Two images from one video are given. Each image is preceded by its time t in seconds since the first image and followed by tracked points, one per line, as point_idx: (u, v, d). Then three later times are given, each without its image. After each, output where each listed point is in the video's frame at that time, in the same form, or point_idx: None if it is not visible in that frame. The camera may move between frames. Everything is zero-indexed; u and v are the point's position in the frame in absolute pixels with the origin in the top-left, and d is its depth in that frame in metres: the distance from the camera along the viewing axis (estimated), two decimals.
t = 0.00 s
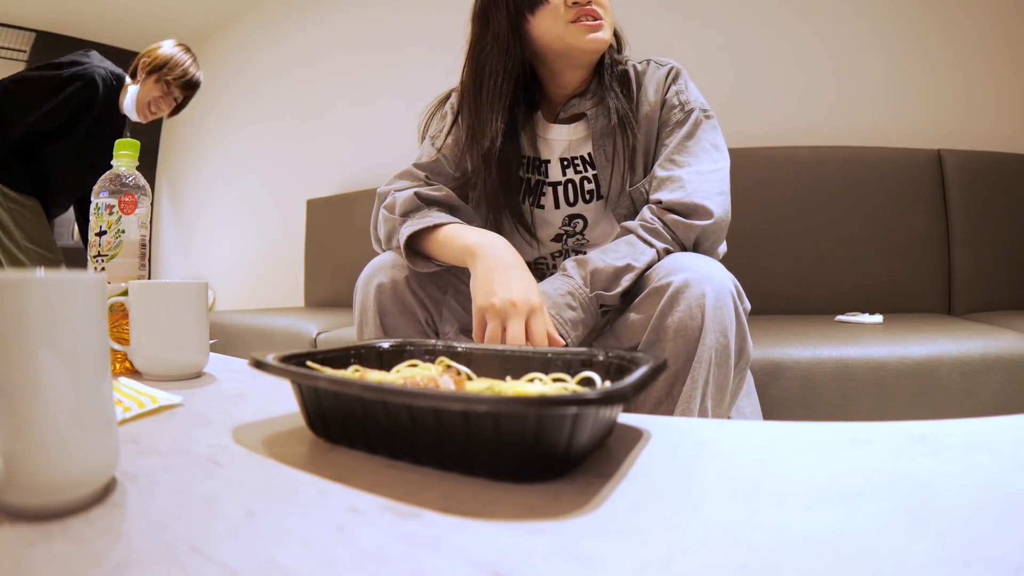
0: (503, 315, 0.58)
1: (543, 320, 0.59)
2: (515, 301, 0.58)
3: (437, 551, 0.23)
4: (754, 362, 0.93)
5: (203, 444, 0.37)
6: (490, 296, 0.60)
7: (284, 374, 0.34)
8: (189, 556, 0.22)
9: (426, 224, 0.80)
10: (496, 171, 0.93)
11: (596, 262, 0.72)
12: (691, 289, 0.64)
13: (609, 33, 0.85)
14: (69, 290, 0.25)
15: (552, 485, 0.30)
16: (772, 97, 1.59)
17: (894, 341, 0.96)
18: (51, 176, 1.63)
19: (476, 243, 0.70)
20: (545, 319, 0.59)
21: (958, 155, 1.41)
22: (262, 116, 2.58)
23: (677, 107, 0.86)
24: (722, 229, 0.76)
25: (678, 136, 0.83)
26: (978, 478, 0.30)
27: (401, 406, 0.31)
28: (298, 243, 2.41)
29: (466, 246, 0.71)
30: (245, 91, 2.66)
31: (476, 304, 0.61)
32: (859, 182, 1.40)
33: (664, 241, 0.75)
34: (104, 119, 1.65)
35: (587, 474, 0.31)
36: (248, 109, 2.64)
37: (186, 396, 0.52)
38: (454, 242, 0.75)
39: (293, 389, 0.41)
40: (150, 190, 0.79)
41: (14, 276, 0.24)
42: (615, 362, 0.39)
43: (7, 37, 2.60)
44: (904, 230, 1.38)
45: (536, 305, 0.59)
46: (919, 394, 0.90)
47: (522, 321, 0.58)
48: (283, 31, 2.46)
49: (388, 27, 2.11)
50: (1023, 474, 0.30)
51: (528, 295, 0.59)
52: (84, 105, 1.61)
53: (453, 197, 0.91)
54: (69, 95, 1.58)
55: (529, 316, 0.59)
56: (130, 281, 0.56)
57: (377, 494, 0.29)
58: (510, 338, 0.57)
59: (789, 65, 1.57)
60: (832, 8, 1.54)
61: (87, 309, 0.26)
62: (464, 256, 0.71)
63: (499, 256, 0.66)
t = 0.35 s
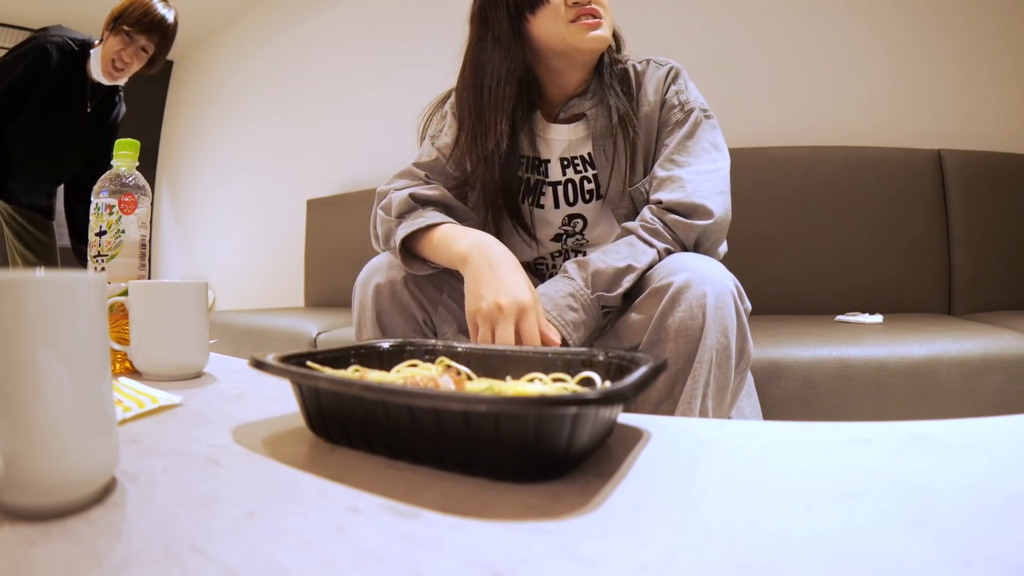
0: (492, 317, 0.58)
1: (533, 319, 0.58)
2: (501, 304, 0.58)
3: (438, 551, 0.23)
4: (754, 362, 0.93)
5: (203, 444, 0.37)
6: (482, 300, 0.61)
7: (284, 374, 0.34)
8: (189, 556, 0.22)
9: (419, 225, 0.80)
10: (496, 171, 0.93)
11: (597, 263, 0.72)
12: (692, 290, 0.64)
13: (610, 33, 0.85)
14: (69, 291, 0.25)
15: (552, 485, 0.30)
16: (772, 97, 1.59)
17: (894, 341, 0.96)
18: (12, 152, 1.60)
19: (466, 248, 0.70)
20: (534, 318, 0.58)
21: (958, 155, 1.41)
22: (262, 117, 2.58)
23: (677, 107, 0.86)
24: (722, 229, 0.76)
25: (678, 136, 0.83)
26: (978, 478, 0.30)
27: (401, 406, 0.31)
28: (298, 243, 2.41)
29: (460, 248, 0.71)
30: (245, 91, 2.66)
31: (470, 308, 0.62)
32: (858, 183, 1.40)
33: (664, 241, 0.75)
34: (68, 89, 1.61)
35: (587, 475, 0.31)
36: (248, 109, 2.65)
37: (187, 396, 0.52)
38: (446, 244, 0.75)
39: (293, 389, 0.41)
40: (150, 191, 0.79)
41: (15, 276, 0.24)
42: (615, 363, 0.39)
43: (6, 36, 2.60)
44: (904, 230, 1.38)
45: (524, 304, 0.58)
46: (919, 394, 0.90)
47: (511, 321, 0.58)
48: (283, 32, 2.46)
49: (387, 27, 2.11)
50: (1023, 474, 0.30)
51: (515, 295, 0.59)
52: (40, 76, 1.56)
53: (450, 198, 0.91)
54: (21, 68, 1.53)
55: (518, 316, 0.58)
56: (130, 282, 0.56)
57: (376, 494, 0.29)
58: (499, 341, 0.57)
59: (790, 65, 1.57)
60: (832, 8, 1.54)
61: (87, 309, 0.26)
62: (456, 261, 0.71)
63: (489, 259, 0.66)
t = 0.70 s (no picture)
0: (491, 319, 0.59)
1: (532, 317, 0.58)
2: (497, 305, 0.58)
3: (437, 551, 0.23)
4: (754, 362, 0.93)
5: (203, 444, 0.37)
6: (481, 301, 0.61)
7: (284, 374, 0.34)
8: (190, 556, 0.22)
9: (418, 224, 0.80)
10: (496, 173, 0.93)
11: (597, 264, 0.72)
12: (692, 290, 0.64)
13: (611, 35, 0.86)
14: (69, 291, 0.25)
15: (552, 485, 0.30)
16: (772, 97, 1.59)
17: (895, 341, 0.96)
18: None
19: (463, 250, 0.70)
20: (532, 316, 0.58)
21: (959, 155, 1.41)
22: (262, 117, 2.58)
23: (677, 107, 0.86)
24: (722, 229, 0.75)
25: (678, 136, 0.83)
26: (978, 478, 0.30)
27: (401, 406, 0.31)
28: (298, 243, 2.41)
29: (456, 251, 0.71)
30: (245, 91, 2.66)
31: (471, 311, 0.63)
32: (859, 183, 1.39)
33: (664, 241, 0.75)
34: None
35: (587, 474, 0.31)
36: (248, 109, 2.65)
37: (187, 396, 0.52)
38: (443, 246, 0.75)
39: (293, 389, 0.41)
40: (150, 190, 0.79)
41: (14, 276, 0.24)
42: (615, 363, 0.39)
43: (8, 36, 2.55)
44: (904, 230, 1.38)
45: (520, 303, 0.58)
46: (919, 394, 0.90)
47: (509, 322, 0.58)
48: (283, 32, 2.46)
49: (388, 27, 2.11)
50: (1022, 474, 0.30)
51: (511, 295, 0.59)
52: None
53: (449, 198, 0.91)
54: None
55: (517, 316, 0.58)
56: (130, 281, 0.56)
57: (376, 494, 0.29)
58: (498, 342, 0.57)
59: (790, 66, 1.58)
60: (831, 8, 1.54)
61: (87, 310, 0.26)
62: (454, 263, 0.71)
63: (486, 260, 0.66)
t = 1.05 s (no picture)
0: (492, 331, 0.59)
1: (533, 330, 0.59)
2: (500, 317, 0.58)
3: (437, 551, 0.23)
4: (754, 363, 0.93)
5: (203, 444, 0.37)
6: (483, 311, 0.61)
7: (284, 374, 0.34)
8: (190, 556, 0.22)
9: (422, 227, 0.79)
10: (496, 174, 0.93)
11: (596, 264, 0.72)
12: (693, 291, 0.64)
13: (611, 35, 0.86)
14: (69, 291, 0.25)
15: (552, 485, 0.30)
16: (773, 97, 1.59)
17: (894, 341, 0.96)
18: None
19: (464, 255, 0.70)
20: (532, 329, 0.59)
21: (958, 155, 1.41)
22: (262, 117, 2.58)
23: (677, 107, 0.86)
24: (722, 229, 0.75)
25: (678, 136, 0.83)
26: (978, 478, 0.30)
27: (401, 406, 0.31)
28: (298, 243, 2.41)
29: (457, 256, 0.71)
30: (245, 91, 2.66)
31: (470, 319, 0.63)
32: (859, 183, 1.40)
33: (664, 241, 0.75)
34: None
35: (587, 474, 0.31)
36: (248, 109, 2.65)
37: (187, 396, 0.52)
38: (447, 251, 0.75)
39: (293, 390, 0.41)
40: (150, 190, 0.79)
41: (13, 276, 0.24)
42: (615, 362, 0.39)
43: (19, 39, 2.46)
44: (904, 230, 1.38)
45: (522, 317, 0.58)
46: (919, 394, 0.90)
47: (511, 334, 0.58)
48: (283, 32, 2.46)
49: (388, 27, 2.11)
50: (1023, 474, 0.30)
51: (513, 308, 0.59)
52: None
53: (449, 198, 0.90)
54: None
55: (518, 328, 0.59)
56: (130, 281, 0.56)
57: (376, 494, 0.29)
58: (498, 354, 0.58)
59: (790, 66, 1.58)
60: (832, 9, 1.54)
61: (86, 309, 0.26)
62: (455, 267, 0.71)
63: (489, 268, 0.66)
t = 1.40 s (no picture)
0: (494, 332, 0.59)
1: (535, 330, 0.59)
2: (502, 318, 0.58)
3: (437, 551, 0.23)
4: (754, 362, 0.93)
5: (203, 444, 0.37)
6: (484, 313, 0.61)
7: (284, 374, 0.34)
8: (190, 556, 0.22)
9: (421, 228, 0.79)
10: (497, 174, 0.93)
11: (597, 264, 0.72)
12: (694, 291, 0.64)
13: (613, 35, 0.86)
14: (69, 290, 0.26)
15: (552, 485, 0.30)
16: (773, 97, 1.59)
17: (895, 341, 0.96)
18: None
19: (465, 257, 0.69)
20: (534, 330, 0.59)
21: (958, 154, 1.41)
22: (262, 117, 2.58)
23: (678, 108, 0.86)
24: (723, 230, 0.76)
25: (679, 136, 0.83)
26: (978, 478, 0.30)
27: (401, 406, 0.31)
28: (298, 243, 2.41)
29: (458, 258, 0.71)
30: (245, 91, 2.66)
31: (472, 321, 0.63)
32: (859, 183, 1.40)
33: (665, 241, 0.75)
34: None
35: (587, 474, 0.31)
36: (248, 109, 2.65)
37: (187, 396, 0.52)
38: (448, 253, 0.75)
39: (293, 389, 0.41)
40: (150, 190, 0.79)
41: (13, 276, 0.24)
42: (615, 362, 0.39)
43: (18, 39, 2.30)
44: (904, 230, 1.38)
45: (524, 318, 0.58)
46: (918, 394, 0.90)
47: (513, 335, 0.58)
48: (284, 32, 2.46)
49: (388, 27, 2.11)
50: (1023, 474, 0.30)
51: (515, 308, 0.59)
52: None
53: (449, 198, 0.90)
54: None
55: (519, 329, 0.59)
56: (130, 281, 0.56)
57: (376, 494, 0.29)
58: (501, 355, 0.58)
59: (791, 67, 1.57)
60: (832, 10, 1.54)
61: (86, 309, 0.26)
62: (456, 269, 0.71)
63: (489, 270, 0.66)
